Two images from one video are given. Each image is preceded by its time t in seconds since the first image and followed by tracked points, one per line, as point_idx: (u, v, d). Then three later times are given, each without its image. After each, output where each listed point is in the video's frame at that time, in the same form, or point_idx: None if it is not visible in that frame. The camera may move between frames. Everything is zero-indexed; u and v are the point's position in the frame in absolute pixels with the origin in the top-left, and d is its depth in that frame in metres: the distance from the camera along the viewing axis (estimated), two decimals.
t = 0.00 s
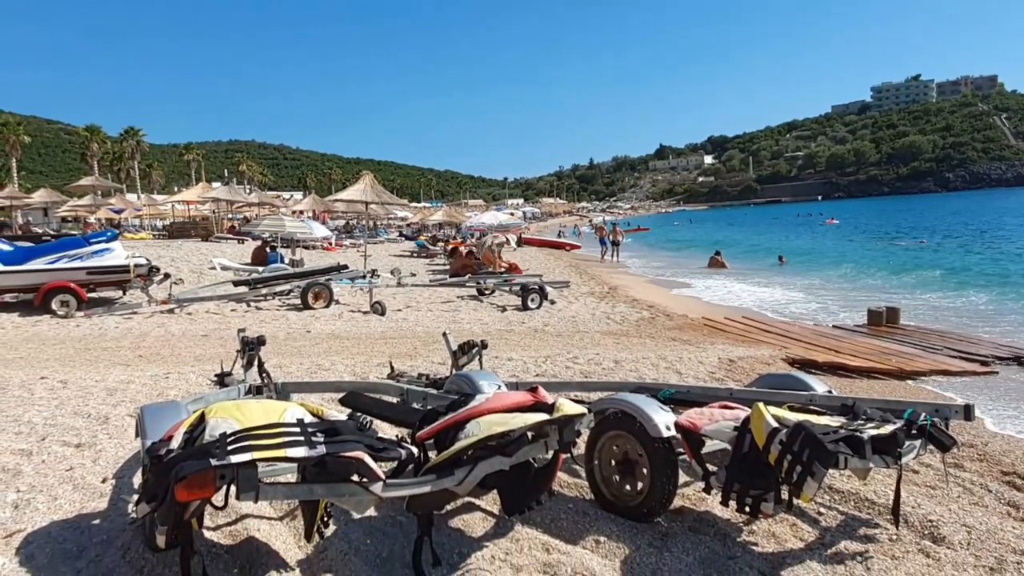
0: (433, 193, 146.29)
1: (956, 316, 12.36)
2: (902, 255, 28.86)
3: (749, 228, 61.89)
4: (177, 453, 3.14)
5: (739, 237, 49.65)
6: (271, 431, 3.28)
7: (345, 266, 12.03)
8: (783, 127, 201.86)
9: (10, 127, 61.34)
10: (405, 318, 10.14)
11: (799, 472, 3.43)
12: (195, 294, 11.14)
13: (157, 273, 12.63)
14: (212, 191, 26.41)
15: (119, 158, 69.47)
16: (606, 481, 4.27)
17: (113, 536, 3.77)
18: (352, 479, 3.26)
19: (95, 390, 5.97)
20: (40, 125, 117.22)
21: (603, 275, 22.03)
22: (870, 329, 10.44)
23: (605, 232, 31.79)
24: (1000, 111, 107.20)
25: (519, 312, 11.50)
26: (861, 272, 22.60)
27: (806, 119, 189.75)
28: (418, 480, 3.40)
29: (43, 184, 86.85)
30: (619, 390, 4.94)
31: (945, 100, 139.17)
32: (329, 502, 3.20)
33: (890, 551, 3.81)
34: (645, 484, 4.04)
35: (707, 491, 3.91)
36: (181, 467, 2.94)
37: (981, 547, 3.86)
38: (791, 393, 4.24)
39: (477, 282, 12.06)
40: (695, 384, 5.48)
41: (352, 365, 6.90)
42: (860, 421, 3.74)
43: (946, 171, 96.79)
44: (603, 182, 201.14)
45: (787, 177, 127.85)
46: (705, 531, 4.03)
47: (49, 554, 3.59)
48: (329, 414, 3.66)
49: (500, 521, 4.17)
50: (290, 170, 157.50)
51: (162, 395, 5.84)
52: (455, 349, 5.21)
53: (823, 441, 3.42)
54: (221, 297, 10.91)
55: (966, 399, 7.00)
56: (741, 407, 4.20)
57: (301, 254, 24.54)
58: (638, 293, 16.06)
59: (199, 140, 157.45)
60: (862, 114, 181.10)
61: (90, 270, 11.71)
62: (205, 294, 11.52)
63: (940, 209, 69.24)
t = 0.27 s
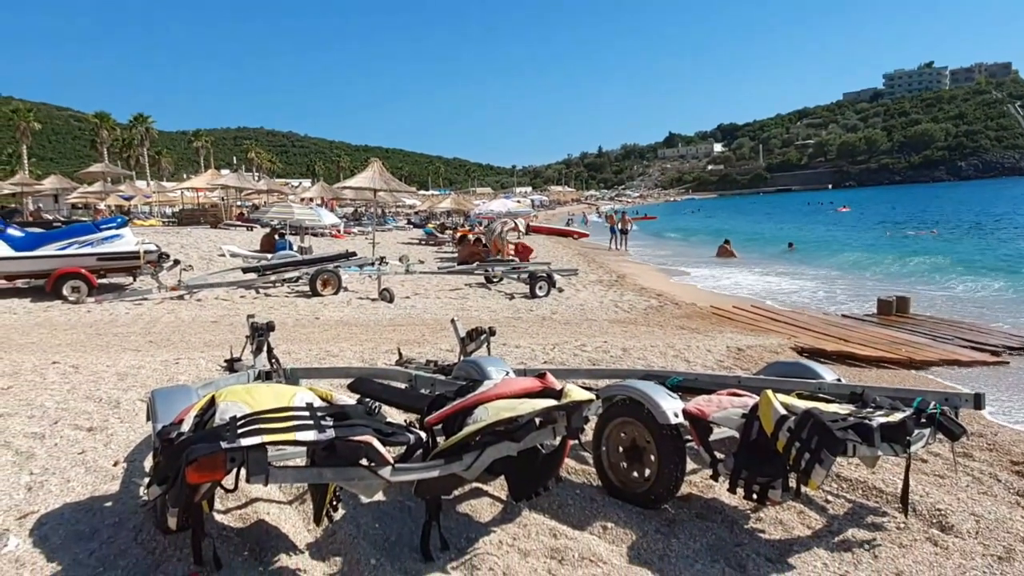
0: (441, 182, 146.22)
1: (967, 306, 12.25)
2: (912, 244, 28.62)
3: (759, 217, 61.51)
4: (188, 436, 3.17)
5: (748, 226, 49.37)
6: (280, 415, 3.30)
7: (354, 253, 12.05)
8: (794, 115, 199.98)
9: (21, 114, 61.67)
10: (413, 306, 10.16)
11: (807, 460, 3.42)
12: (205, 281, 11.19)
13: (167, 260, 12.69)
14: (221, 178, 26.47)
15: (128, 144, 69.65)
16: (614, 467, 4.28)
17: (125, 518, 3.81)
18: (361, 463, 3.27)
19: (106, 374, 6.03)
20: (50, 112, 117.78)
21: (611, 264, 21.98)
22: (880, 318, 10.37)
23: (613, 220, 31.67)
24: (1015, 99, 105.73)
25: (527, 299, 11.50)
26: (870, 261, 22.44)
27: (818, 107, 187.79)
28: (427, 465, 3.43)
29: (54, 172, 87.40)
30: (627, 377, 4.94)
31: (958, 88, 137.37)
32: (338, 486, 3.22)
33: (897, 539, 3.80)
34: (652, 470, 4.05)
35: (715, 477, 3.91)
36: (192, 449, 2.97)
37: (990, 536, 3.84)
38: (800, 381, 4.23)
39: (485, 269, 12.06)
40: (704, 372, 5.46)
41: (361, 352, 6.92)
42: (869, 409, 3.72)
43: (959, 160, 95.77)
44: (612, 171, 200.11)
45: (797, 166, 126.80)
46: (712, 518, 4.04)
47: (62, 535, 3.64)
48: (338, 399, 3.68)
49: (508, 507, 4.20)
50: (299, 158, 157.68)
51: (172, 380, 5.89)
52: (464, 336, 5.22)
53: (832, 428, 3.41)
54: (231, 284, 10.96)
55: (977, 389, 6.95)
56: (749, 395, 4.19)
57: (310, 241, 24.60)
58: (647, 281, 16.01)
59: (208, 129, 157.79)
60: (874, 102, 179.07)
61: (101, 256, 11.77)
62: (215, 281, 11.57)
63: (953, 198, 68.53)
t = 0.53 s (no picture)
0: (452, 176, 146.35)
1: (983, 302, 12.10)
2: (927, 240, 28.30)
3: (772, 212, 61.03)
4: (202, 426, 3.19)
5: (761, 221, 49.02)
6: (293, 405, 3.31)
7: (366, 246, 12.08)
8: (808, 109, 198.10)
9: (38, 107, 62.21)
10: (424, 299, 10.18)
11: (820, 455, 3.39)
12: (218, 273, 11.26)
13: (180, 252, 12.79)
14: (234, 171, 26.60)
15: (143, 138, 70.16)
16: (625, 461, 4.27)
17: (140, 506, 3.86)
18: (373, 453, 3.28)
19: (121, 365, 6.09)
20: (66, 106, 118.97)
21: (623, 258, 21.90)
22: (894, 314, 10.26)
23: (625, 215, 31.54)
24: None
25: (539, 293, 11.48)
26: (886, 257, 22.20)
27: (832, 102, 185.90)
28: (439, 456, 3.44)
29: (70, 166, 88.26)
30: (639, 370, 4.92)
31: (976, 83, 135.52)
32: (351, 477, 3.24)
33: (911, 535, 3.77)
34: (664, 464, 4.04)
35: (726, 472, 3.89)
36: (206, 439, 2.99)
37: (1005, 533, 3.80)
38: (814, 376, 4.19)
39: (497, 263, 12.06)
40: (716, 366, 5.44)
41: (373, 344, 6.94)
42: (884, 404, 3.68)
43: (976, 155, 94.56)
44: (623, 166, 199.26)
45: (811, 161, 125.67)
46: (724, 512, 4.02)
47: (78, 523, 3.69)
48: (350, 390, 3.69)
49: (519, 500, 4.20)
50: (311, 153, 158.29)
51: (187, 371, 5.93)
52: (475, 329, 5.23)
53: (846, 423, 3.38)
54: (244, 277, 11.02)
55: (993, 386, 6.85)
56: (763, 389, 4.17)
57: (322, 234, 24.70)
58: (658, 276, 15.93)
59: (221, 123, 158.65)
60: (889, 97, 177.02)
61: (116, 248, 11.88)
62: (228, 273, 11.64)
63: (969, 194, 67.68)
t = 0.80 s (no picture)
0: (465, 168, 146.31)
1: (1002, 296, 11.94)
2: (945, 233, 27.92)
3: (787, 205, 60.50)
4: (217, 417, 3.22)
5: (776, 213, 48.60)
6: (307, 397, 3.33)
7: (379, 239, 12.12)
8: (824, 100, 195.76)
9: (55, 100, 62.87)
10: (437, 292, 10.20)
11: (834, 450, 3.36)
12: (233, 265, 11.34)
13: (195, 245, 12.90)
14: (248, 164, 26.76)
15: (158, 131, 70.70)
16: (638, 454, 4.27)
17: (157, 496, 3.91)
18: (387, 445, 3.30)
19: (138, 356, 6.16)
20: (82, 99, 120.06)
21: (636, 251, 21.80)
22: (910, 308, 10.16)
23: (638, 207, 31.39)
24: None
25: (551, 286, 11.47)
26: (902, 250, 21.94)
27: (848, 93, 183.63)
28: (452, 449, 3.45)
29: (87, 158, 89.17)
30: (651, 364, 4.91)
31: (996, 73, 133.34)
32: (364, 468, 3.26)
33: (926, 531, 3.74)
34: (677, 458, 4.03)
35: (740, 466, 3.87)
36: (222, 430, 3.02)
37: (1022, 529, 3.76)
38: (828, 370, 4.16)
39: (509, 255, 12.05)
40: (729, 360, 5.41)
41: (385, 337, 6.97)
42: (900, 399, 3.65)
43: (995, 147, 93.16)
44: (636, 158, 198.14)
45: (827, 153, 124.33)
46: (737, 506, 4.00)
47: (97, 512, 3.75)
48: (364, 382, 3.71)
49: (531, 492, 4.21)
50: (323, 145, 158.75)
51: (201, 362, 5.99)
52: (488, 322, 5.24)
53: (861, 418, 3.34)
54: (258, 269, 11.10)
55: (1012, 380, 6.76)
56: (776, 383, 4.14)
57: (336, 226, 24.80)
58: (671, 269, 15.86)
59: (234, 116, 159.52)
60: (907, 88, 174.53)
61: (132, 241, 12.02)
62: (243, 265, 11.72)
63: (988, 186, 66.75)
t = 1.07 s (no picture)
0: (472, 168, 146.44)
1: (1011, 303, 11.89)
2: (954, 239, 27.81)
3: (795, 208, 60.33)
4: (226, 412, 3.24)
5: (784, 217, 48.47)
6: (316, 393, 3.34)
7: (386, 237, 12.13)
8: (833, 104, 195.25)
9: (67, 95, 63.21)
10: (444, 290, 10.21)
11: (843, 454, 3.35)
12: (241, 261, 11.37)
13: (204, 240, 12.94)
14: (257, 160, 26.85)
15: (168, 126, 71.01)
16: (644, 456, 4.26)
17: (165, 489, 3.93)
18: (395, 443, 3.32)
19: (146, 350, 6.19)
20: (92, 94, 120.62)
21: (643, 252, 21.78)
22: (918, 314, 10.12)
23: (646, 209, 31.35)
24: None
25: (558, 286, 11.46)
26: (911, 256, 21.85)
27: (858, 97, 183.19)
28: (459, 447, 3.46)
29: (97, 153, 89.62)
30: (658, 366, 4.90)
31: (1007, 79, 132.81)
32: (372, 465, 3.27)
33: (933, 537, 3.72)
34: (684, 460, 4.02)
35: (747, 469, 3.86)
36: (232, 424, 3.04)
37: None
38: (836, 374, 4.15)
39: (517, 255, 12.05)
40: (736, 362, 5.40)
41: (392, 335, 6.98)
42: (908, 404, 3.63)
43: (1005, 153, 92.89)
44: (643, 159, 197.94)
45: (836, 157, 123.95)
46: (744, 509, 4.00)
47: (105, 504, 3.77)
48: (372, 379, 3.72)
49: (538, 491, 4.21)
50: (331, 143, 159.10)
51: (209, 357, 6.01)
52: (495, 321, 5.25)
53: (870, 423, 3.33)
54: (266, 265, 11.14)
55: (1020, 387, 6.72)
56: (785, 386, 4.12)
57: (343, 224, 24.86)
58: (678, 271, 15.83)
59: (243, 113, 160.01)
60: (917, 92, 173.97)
61: (141, 235, 12.06)
62: (251, 261, 11.75)
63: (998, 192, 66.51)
